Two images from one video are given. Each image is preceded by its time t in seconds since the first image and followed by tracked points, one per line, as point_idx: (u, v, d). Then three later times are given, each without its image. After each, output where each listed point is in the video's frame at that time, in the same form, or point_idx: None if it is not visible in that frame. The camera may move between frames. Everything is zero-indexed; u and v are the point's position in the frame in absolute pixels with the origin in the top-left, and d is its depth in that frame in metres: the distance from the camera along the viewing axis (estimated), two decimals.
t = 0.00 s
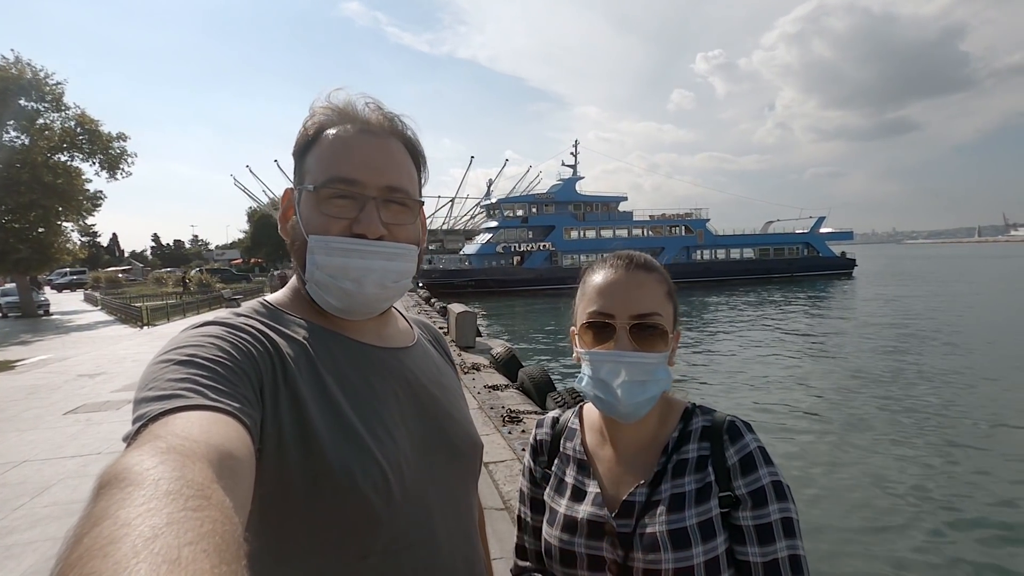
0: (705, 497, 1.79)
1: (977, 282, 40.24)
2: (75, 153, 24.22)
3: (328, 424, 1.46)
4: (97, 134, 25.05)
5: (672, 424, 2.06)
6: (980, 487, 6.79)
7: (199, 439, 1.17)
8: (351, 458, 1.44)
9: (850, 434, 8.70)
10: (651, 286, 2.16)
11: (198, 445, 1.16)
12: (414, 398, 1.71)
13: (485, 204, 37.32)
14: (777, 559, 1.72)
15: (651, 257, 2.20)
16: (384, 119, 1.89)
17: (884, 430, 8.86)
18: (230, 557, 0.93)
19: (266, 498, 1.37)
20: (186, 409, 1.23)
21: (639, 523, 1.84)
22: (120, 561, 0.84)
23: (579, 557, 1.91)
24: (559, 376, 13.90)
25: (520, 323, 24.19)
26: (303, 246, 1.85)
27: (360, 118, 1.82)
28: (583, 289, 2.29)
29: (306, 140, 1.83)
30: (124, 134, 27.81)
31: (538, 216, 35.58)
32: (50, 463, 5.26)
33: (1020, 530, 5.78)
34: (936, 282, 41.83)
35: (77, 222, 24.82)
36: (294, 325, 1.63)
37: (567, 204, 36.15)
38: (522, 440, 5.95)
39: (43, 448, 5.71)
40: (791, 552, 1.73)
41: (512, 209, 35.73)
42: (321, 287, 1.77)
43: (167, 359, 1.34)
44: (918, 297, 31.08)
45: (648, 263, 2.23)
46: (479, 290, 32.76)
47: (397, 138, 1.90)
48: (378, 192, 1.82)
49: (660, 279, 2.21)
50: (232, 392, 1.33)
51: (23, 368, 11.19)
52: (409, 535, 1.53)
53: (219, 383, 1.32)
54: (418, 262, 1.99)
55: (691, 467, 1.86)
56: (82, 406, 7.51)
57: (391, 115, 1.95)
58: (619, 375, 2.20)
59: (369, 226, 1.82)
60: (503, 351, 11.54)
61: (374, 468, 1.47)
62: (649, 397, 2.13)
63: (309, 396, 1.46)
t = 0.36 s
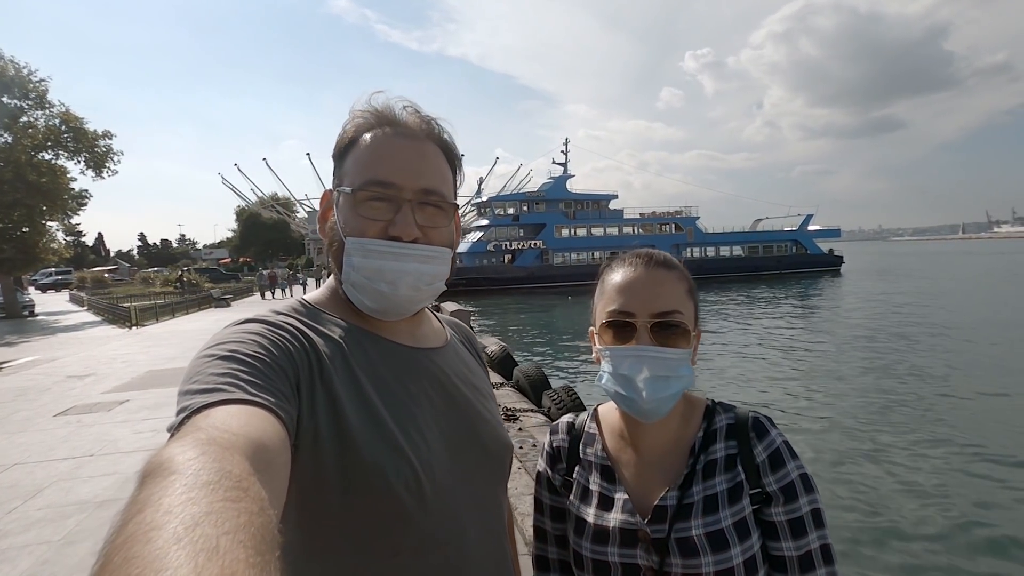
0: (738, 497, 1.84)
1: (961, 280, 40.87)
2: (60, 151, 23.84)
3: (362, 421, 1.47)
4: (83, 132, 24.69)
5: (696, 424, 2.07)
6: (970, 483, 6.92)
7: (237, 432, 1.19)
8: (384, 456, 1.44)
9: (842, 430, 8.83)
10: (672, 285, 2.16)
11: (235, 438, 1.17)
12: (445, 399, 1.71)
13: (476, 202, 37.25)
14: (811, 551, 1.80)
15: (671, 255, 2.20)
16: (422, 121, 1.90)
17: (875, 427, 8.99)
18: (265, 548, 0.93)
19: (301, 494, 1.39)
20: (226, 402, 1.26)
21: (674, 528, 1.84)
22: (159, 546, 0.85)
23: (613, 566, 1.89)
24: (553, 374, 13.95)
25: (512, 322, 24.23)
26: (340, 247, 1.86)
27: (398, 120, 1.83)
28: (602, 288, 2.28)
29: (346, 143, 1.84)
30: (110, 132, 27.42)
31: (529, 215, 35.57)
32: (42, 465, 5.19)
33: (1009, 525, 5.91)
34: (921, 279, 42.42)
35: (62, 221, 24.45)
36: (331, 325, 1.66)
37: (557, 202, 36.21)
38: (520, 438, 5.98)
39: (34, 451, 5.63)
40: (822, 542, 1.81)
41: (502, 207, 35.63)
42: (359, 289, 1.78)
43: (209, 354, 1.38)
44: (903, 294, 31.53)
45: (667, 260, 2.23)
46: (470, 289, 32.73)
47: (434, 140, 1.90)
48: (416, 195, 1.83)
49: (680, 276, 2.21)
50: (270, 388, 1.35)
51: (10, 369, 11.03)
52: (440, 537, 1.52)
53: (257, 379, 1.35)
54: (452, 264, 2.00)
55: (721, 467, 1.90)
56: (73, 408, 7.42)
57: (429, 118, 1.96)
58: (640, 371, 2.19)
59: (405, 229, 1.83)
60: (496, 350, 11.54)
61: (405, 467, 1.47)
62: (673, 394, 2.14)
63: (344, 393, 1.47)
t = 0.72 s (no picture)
0: (784, 494, 1.87)
1: (938, 274, 41.74)
2: (36, 150, 23.29)
3: (422, 417, 1.48)
4: (60, 130, 24.16)
5: (738, 422, 2.10)
6: (958, 474, 7.10)
7: (302, 423, 1.22)
8: (442, 451, 1.45)
9: (831, 424, 8.98)
10: (711, 287, 2.17)
11: (300, 428, 1.20)
12: (503, 397, 1.69)
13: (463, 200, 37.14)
14: (857, 547, 1.84)
15: (704, 255, 2.20)
16: (484, 125, 1.90)
17: (865, 420, 9.15)
18: (323, 537, 0.97)
19: (364, 485, 1.41)
20: (294, 394, 1.29)
21: (720, 524, 1.87)
22: (227, 533, 0.89)
23: (659, 563, 1.91)
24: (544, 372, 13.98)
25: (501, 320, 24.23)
26: (403, 248, 1.88)
27: (461, 124, 1.85)
28: (642, 291, 2.31)
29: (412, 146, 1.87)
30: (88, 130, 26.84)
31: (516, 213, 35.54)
32: (32, 470, 5.09)
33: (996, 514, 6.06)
34: (900, 274, 43.22)
35: (40, 221, 23.90)
36: (395, 323, 1.67)
37: (544, 200, 36.27)
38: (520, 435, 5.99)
39: (23, 456, 5.52)
40: (867, 539, 1.87)
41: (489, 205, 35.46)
42: (420, 290, 1.79)
43: (281, 348, 1.43)
44: (885, 289, 32.10)
45: (707, 262, 2.25)
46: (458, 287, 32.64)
47: (496, 143, 1.90)
48: (478, 198, 1.83)
49: (719, 279, 2.22)
50: (334, 380, 1.38)
51: None
52: (495, 535, 1.51)
53: (324, 372, 1.37)
54: (512, 266, 1.99)
55: (766, 465, 1.92)
56: (60, 411, 7.28)
57: (491, 122, 1.97)
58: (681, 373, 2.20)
59: (467, 231, 1.84)
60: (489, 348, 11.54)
61: (463, 464, 1.48)
62: (714, 396, 2.14)
63: (404, 389, 1.49)
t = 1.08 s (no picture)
0: (827, 495, 1.85)
1: (906, 269, 43.02)
2: None
3: (477, 413, 1.47)
4: (25, 127, 23.33)
5: (785, 419, 2.09)
6: (936, 464, 7.33)
7: (362, 414, 1.22)
8: (497, 445, 1.44)
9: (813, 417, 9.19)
10: (751, 285, 2.19)
11: (359, 420, 1.21)
12: (554, 395, 1.68)
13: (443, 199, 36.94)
14: (904, 553, 1.81)
15: (750, 252, 2.22)
16: (539, 124, 1.88)
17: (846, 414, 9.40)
18: (384, 527, 0.96)
19: (421, 478, 1.41)
20: (353, 387, 1.30)
21: (758, 519, 1.89)
22: (291, 525, 0.90)
23: (695, 551, 1.97)
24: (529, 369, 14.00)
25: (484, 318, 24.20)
26: (460, 248, 1.87)
27: (516, 123, 1.83)
28: (683, 289, 2.36)
29: (467, 148, 1.87)
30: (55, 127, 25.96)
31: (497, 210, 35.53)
32: (9, 479, 4.92)
33: (974, 503, 6.28)
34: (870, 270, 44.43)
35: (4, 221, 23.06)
36: (450, 320, 1.67)
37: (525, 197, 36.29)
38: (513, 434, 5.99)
39: None
40: (915, 545, 1.84)
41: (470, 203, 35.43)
42: (476, 289, 1.78)
43: (342, 343, 1.45)
44: (857, 284, 32.96)
45: (749, 258, 2.25)
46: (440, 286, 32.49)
47: (551, 141, 1.88)
48: (534, 197, 1.81)
49: (761, 275, 2.23)
50: (393, 374, 1.38)
51: None
52: (548, 533, 1.50)
53: (382, 366, 1.38)
54: (566, 265, 1.97)
55: (810, 465, 1.90)
56: (34, 417, 7.04)
57: (545, 121, 1.94)
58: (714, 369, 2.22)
59: (523, 231, 1.82)
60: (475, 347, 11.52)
61: (517, 460, 1.47)
62: (749, 391, 2.14)
63: (460, 385, 1.48)
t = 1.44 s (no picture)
0: (828, 486, 1.86)
1: (876, 266, 44.19)
2: None
3: (480, 410, 1.47)
4: None
5: (791, 410, 2.11)
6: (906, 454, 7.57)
7: (364, 413, 1.22)
8: (500, 442, 1.44)
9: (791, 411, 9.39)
10: (763, 274, 2.22)
11: (361, 417, 1.21)
12: (554, 391, 1.68)
13: (422, 197, 36.66)
14: (913, 545, 1.81)
15: (765, 242, 2.24)
16: (533, 119, 1.86)
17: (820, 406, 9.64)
18: (389, 526, 0.95)
19: (424, 476, 1.41)
20: (355, 385, 1.29)
21: (756, 505, 1.93)
22: (295, 524, 0.90)
23: (693, 534, 2.03)
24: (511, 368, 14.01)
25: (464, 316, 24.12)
26: (461, 246, 1.87)
27: (510, 120, 1.81)
28: (695, 277, 2.39)
29: (462, 145, 1.86)
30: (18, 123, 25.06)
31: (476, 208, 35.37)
32: None
33: (943, 490, 6.50)
34: (841, 266, 45.54)
35: None
36: (450, 318, 1.66)
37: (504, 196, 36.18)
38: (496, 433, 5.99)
39: None
40: (925, 538, 1.83)
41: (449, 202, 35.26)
42: (481, 285, 1.78)
43: (343, 342, 1.45)
44: (829, 280, 33.77)
45: (762, 249, 2.29)
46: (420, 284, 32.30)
47: (546, 136, 1.88)
48: (532, 193, 1.81)
49: (773, 266, 2.26)
50: (394, 373, 1.38)
51: None
52: (552, 529, 1.50)
53: (383, 365, 1.37)
54: (566, 257, 1.98)
55: (813, 456, 1.92)
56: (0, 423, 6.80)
57: (539, 115, 1.92)
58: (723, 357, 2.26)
59: (524, 227, 1.83)
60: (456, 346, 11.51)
61: (519, 456, 1.47)
62: (757, 379, 2.18)
63: (462, 382, 1.48)
